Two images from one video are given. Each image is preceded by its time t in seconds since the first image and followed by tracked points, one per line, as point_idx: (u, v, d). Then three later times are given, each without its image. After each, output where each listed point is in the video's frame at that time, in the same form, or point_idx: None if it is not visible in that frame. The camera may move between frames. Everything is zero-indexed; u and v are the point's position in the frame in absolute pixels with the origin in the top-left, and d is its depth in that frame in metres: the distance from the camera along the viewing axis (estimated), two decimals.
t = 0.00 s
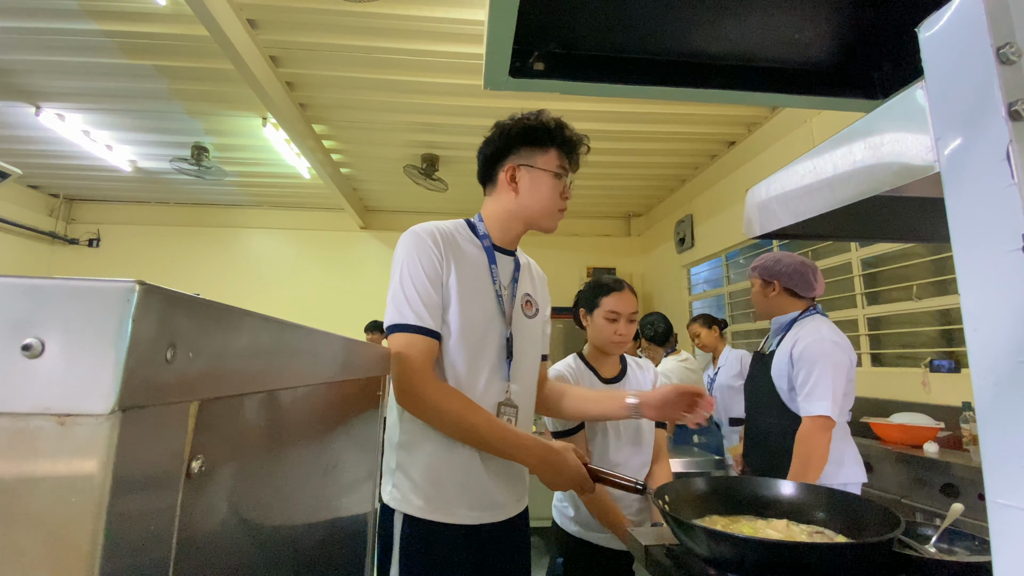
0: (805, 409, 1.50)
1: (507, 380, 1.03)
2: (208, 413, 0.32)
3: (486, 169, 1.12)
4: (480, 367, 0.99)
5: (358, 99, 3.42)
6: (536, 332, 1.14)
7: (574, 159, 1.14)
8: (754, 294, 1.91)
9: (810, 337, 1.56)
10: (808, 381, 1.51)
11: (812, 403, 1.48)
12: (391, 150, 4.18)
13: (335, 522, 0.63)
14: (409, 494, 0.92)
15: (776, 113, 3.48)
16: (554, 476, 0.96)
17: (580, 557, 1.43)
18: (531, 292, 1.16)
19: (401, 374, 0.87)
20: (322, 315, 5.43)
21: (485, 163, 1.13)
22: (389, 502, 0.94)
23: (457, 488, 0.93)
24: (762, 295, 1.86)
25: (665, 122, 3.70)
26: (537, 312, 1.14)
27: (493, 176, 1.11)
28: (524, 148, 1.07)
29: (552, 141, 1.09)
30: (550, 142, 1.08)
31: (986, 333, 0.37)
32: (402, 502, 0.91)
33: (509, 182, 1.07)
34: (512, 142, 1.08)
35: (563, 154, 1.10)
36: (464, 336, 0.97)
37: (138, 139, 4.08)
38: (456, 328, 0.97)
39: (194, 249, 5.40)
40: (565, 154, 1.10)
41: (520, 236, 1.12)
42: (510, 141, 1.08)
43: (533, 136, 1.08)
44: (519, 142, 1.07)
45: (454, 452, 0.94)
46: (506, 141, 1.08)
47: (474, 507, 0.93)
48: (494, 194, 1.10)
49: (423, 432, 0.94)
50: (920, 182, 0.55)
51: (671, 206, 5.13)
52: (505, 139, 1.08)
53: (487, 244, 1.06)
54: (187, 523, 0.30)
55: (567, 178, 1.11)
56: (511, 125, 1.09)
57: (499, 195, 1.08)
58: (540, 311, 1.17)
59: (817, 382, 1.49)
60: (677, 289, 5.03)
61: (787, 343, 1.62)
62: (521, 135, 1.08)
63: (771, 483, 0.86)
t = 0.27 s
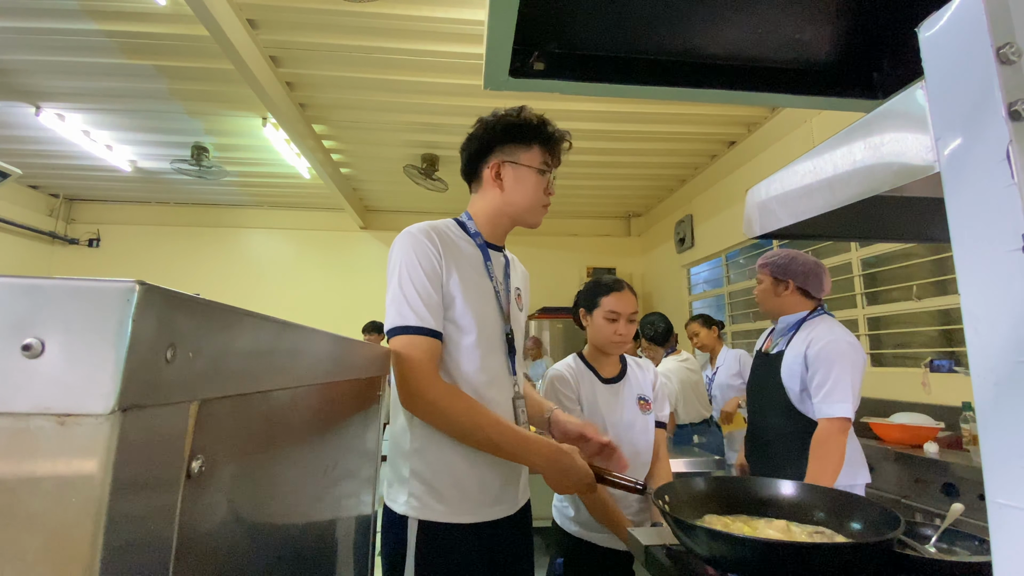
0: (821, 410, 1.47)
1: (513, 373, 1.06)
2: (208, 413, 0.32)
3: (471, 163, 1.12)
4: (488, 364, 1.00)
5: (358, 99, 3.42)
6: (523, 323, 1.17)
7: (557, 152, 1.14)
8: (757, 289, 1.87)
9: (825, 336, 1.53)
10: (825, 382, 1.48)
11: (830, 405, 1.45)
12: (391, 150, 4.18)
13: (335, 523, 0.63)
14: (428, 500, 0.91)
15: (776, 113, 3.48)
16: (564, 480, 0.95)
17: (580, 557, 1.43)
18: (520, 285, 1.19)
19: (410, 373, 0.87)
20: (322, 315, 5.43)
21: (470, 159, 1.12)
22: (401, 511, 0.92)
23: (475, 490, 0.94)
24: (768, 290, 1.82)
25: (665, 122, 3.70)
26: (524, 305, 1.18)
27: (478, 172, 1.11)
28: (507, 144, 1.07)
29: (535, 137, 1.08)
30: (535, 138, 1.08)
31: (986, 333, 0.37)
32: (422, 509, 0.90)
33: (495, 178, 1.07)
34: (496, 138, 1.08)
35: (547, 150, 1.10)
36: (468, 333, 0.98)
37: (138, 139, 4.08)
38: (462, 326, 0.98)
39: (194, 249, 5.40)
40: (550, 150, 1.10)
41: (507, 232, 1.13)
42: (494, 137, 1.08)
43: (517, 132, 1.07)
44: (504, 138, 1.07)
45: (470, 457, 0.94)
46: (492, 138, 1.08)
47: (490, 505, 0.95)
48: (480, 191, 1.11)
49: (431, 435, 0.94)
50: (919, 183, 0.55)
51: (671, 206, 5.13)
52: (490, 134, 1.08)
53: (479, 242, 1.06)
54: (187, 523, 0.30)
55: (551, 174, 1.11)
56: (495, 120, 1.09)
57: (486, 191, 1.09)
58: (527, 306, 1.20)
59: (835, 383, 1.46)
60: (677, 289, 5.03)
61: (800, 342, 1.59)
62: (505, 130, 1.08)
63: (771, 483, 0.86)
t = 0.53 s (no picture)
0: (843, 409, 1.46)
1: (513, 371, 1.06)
2: (208, 413, 0.32)
3: (460, 163, 1.12)
4: (489, 362, 1.00)
5: (358, 99, 3.42)
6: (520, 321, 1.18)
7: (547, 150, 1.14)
8: (765, 287, 1.82)
9: (844, 334, 1.52)
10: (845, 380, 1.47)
11: (852, 402, 1.44)
12: (391, 150, 4.18)
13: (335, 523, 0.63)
14: (435, 503, 0.91)
15: (776, 113, 3.48)
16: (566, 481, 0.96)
17: (579, 557, 1.43)
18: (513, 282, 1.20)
19: (409, 375, 0.86)
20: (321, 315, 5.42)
21: (460, 158, 1.12)
22: (406, 515, 0.91)
23: (479, 491, 0.94)
24: (779, 289, 1.78)
25: (665, 122, 3.70)
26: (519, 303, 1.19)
27: (468, 171, 1.11)
28: (497, 144, 1.07)
29: (523, 136, 1.08)
30: (524, 138, 1.08)
31: (987, 334, 0.37)
32: (428, 512, 0.90)
33: (485, 178, 1.07)
34: (485, 137, 1.08)
35: (536, 149, 1.10)
36: (468, 332, 0.98)
37: (138, 139, 4.08)
38: (461, 325, 0.98)
39: (194, 249, 5.40)
40: (539, 149, 1.10)
41: (499, 231, 1.14)
42: (484, 136, 1.08)
43: (506, 132, 1.07)
44: (493, 138, 1.07)
45: (474, 459, 0.95)
46: (480, 137, 1.08)
47: (494, 506, 0.96)
48: (471, 190, 1.11)
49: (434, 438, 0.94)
50: (920, 182, 0.54)
51: (671, 206, 5.13)
52: (479, 133, 1.08)
53: (474, 241, 1.06)
54: (187, 523, 0.30)
55: (541, 172, 1.11)
56: (484, 120, 1.09)
57: (477, 190, 1.09)
58: (521, 304, 1.21)
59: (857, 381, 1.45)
60: (677, 289, 5.03)
61: (815, 340, 1.57)
62: (494, 130, 1.08)
63: (771, 483, 0.86)
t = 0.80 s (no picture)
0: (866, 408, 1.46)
1: (512, 369, 1.06)
2: (208, 412, 0.32)
3: (459, 165, 1.13)
4: (489, 362, 1.01)
5: (358, 99, 3.42)
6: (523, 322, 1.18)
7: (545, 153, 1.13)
8: (771, 286, 1.82)
9: (858, 335, 1.55)
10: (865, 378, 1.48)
11: (873, 401, 1.46)
12: (391, 150, 4.18)
13: (334, 524, 0.63)
14: (438, 501, 0.91)
15: (776, 113, 3.48)
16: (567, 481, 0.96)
17: (580, 557, 1.43)
18: (515, 284, 1.21)
19: (404, 375, 0.86)
20: (322, 315, 5.43)
21: (459, 161, 1.13)
22: (409, 514, 0.91)
23: (482, 490, 0.94)
24: (786, 288, 1.77)
25: (665, 123, 3.70)
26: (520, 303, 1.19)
27: (466, 173, 1.12)
28: (495, 148, 1.07)
29: (520, 139, 1.08)
30: (521, 140, 1.08)
31: (986, 333, 0.37)
32: (430, 511, 0.90)
33: (482, 181, 1.08)
34: (483, 140, 1.08)
35: (535, 152, 1.09)
36: (468, 333, 0.98)
37: (138, 139, 4.08)
38: (461, 326, 0.98)
39: (194, 249, 5.40)
40: (538, 152, 1.10)
41: (498, 233, 1.14)
42: (482, 140, 1.08)
43: (504, 135, 1.07)
44: (490, 142, 1.07)
45: (476, 458, 0.94)
46: (479, 141, 1.08)
47: (497, 504, 0.96)
48: (470, 193, 1.12)
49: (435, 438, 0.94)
50: (920, 182, 0.54)
51: (671, 206, 5.13)
52: (478, 137, 1.08)
53: (473, 242, 1.07)
54: (187, 522, 0.30)
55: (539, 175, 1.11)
56: (482, 123, 1.09)
57: (475, 193, 1.10)
58: (522, 303, 1.21)
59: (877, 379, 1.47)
60: (677, 289, 5.03)
61: (829, 339, 1.58)
62: (492, 133, 1.08)
63: (771, 483, 0.86)
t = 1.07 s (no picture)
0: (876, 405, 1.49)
1: (513, 369, 1.06)
2: (208, 413, 0.32)
3: (462, 169, 1.13)
4: (489, 363, 1.00)
5: (358, 99, 3.42)
6: (525, 323, 1.18)
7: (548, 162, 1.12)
8: (774, 287, 1.76)
9: (858, 336, 1.59)
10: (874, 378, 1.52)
11: (880, 399, 1.49)
12: (391, 150, 4.18)
13: (334, 525, 0.63)
14: (437, 494, 0.92)
15: (776, 114, 3.48)
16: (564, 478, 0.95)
17: (580, 557, 1.43)
18: (519, 285, 1.20)
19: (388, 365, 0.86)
20: (322, 315, 5.43)
21: (462, 165, 1.13)
22: (409, 507, 0.93)
23: (480, 484, 0.94)
24: (793, 289, 1.74)
25: (665, 123, 3.70)
26: (524, 305, 1.19)
27: (469, 177, 1.12)
28: (496, 155, 1.08)
29: (521, 147, 1.08)
30: (523, 147, 1.08)
31: (987, 333, 0.37)
32: (429, 504, 0.91)
33: (483, 186, 1.08)
34: (485, 145, 1.08)
35: (537, 160, 1.09)
36: (466, 336, 0.98)
37: (138, 139, 4.08)
38: (461, 327, 0.98)
39: (194, 249, 5.40)
40: (540, 159, 1.09)
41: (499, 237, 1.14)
42: (484, 146, 1.08)
43: (506, 143, 1.07)
44: (492, 148, 1.07)
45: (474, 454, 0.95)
46: (482, 147, 1.09)
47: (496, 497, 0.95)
48: (472, 197, 1.12)
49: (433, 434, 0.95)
50: (920, 183, 0.54)
51: (671, 206, 5.13)
52: (480, 144, 1.09)
53: (475, 245, 1.08)
54: (187, 523, 0.30)
55: (541, 183, 1.10)
56: (486, 130, 1.09)
57: (476, 198, 1.11)
58: (526, 304, 1.21)
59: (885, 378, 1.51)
60: (677, 289, 5.03)
61: (834, 339, 1.61)
62: (494, 139, 1.08)
63: (771, 483, 0.86)
